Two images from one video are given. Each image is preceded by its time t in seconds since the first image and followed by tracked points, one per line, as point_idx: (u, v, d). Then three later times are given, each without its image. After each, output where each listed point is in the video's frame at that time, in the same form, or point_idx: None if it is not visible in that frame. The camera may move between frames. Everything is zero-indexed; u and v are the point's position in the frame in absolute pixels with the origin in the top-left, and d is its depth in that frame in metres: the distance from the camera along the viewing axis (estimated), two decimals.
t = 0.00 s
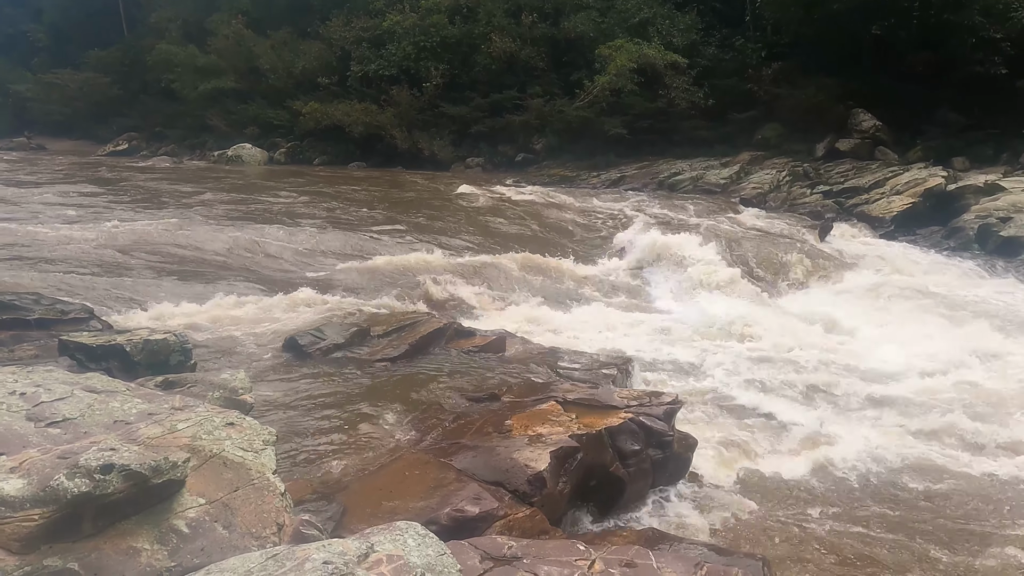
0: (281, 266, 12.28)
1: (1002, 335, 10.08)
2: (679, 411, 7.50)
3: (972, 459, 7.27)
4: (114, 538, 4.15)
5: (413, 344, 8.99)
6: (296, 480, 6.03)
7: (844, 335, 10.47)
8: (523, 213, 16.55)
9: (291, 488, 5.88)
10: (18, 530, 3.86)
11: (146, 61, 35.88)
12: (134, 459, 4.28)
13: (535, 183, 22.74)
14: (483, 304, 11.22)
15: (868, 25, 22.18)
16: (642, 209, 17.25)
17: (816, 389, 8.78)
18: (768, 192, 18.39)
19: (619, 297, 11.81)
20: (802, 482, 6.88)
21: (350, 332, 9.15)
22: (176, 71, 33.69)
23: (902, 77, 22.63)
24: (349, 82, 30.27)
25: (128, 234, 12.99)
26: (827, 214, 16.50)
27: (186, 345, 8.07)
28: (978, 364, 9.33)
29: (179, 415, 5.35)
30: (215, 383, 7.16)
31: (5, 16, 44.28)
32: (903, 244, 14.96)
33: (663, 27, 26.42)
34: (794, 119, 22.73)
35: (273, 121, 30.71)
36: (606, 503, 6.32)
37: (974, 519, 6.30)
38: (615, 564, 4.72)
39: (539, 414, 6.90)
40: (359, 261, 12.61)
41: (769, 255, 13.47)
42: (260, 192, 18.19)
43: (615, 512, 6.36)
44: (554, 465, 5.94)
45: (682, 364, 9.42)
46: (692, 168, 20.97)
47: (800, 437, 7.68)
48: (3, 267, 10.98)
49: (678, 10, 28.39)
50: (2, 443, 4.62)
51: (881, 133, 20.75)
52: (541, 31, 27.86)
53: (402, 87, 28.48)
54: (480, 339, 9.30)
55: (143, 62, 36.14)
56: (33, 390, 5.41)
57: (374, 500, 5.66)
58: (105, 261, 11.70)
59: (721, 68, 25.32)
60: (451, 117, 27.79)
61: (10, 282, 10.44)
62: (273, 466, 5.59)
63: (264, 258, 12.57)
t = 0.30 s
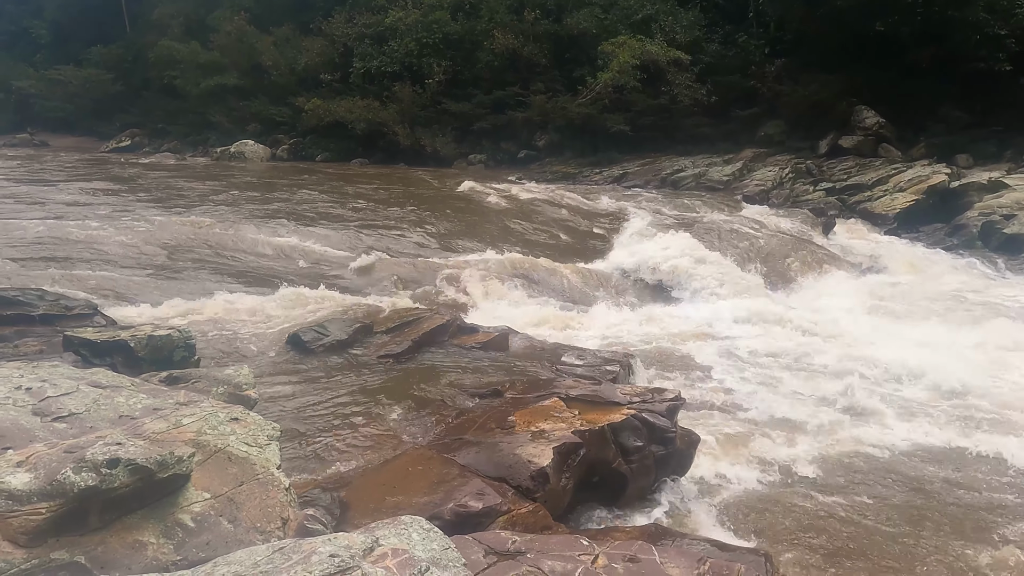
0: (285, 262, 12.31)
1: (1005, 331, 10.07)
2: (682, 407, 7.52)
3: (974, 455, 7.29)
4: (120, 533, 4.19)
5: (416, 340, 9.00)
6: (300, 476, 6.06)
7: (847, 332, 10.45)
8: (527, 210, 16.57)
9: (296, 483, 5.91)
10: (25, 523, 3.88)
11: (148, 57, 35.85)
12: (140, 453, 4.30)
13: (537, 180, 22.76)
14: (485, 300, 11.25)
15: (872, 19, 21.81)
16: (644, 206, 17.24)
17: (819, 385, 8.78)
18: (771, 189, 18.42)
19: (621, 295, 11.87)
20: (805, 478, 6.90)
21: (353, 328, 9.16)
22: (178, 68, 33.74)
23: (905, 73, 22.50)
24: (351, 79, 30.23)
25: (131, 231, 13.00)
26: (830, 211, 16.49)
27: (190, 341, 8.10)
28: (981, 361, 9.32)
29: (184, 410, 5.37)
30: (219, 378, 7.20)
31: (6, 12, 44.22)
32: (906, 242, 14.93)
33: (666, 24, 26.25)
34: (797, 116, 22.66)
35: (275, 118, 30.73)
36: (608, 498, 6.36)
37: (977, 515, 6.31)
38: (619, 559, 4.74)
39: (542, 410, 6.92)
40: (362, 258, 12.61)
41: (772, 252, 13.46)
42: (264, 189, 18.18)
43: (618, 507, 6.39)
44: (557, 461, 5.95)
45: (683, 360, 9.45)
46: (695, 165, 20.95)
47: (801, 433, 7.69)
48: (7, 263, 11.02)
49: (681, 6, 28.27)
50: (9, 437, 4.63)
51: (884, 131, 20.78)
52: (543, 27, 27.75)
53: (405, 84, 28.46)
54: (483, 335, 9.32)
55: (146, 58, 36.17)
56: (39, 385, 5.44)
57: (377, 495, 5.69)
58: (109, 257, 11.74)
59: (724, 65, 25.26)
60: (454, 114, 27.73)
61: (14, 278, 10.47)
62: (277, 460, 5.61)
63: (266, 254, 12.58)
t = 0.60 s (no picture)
0: (288, 258, 12.32)
1: (1009, 329, 10.02)
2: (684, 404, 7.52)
3: (976, 451, 7.28)
4: (126, 527, 4.22)
5: (419, 337, 9.02)
6: (305, 472, 6.08)
7: (850, 329, 10.43)
8: (529, 206, 16.57)
9: (299, 478, 5.93)
10: (32, 517, 3.90)
11: (150, 53, 35.83)
12: (145, 448, 4.33)
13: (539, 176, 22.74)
14: (488, 297, 11.25)
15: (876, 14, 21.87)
16: (647, 203, 17.22)
17: (823, 382, 8.77)
18: (774, 185, 18.42)
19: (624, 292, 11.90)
20: (808, 473, 6.91)
21: (356, 324, 9.17)
22: (181, 64, 33.76)
23: (907, 71, 22.42)
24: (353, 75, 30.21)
25: (133, 227, 13.01)
26: (832, 208, 16.47)
27: (193, 336, 8.12)
28: (984, 359, 9.27)
29: (188, 406, 5.39)
30: (222, 373, 7.22)
31: (7, 7, 44.11)
32: (909, 239, 14.89)
33: (669, 20, 26.12)
34: (800, 113, 22.59)
35: (278, 114, 30.75)
36: (610, 493, 6.37)
37: (981, 512, 6.32)
38: (621, 554, 4.75)
39: (544, 406, 6.93)
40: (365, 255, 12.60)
41: (774, 249, 13.46)
42: (266, 185, 18.20)
43: (620, 503, 6.41)
44: (560, 457, 5.97)
45: (686, 356, 9.45)
46: (697, 161, 20.93)
47: (803, 429, 7.70)
48: (11, 259, 11.05)
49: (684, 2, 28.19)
50: (15, 432, 4.66)
51: (887, 128, 20.78)
52: (546, 23, 27.66)
53: (407, 80, 28.44)
54: (486, 332, 9.32)
55: (148, 54, 36.18)
56: (44, 380, 5.46)
57: (380, 491, 5.71)
58: (113, 253, 11.77)
59: (726, 61, 25.20)
60: (456, 110, 27.69)
61: (18, 273, 10.50)
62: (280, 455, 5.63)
63: (267, 251, 12.59)
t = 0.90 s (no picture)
0: (288, 254, 12.32)
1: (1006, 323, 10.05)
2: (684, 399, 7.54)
3: (972, 445, 7.32)
4: (128, 522, 4.24)
5: (419, 332, 9.02)
6: (306, 467, 6.11)
7: (852, 323, 10.44)
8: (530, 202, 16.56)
9: (301, 473, 5.96)
10: (35, 513, 3.92)
11: (150, 49, 35.78)
12: (147, 444, 4.34)
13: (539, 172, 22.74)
14: (489, 292, 11.25)
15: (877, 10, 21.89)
16: (647, 198, 17.21)
17: (822, 377, 8.80)
18: (775, 180, 18.39)
19: (627, 286, 11.91)
20: (808, 467, 6.93)
21: (356, 320, 9.17)
22: (180, 59, 33.72)
23: (909, 65, 22.42)
24: (353, 70, 30.17)
25: (132, 223, 13.02)
26: (833, 203, 16.46)
27: (194, 332, 8.13)
28: (982, 353, 9.30)
29: (189, 402, 5.41)
30: (223, 369, 7.24)
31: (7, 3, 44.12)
32: (909, 234, 14.85)
33: (670, 14, 26.07)
34: (801, 108, 22.54)
35: (278, 109, 30.75)
36: (611, 489, 6.40)
37: (979, 506, 6.35)
38: (621, 549, 4.77)
39: (544, 402, 6.94)
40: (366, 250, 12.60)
41: (774, 244, 13.46)
42: (267, 181, 18.19)
43: (620, 498, 6.44)
44: (560, 452, 5.99)
45: (686, 352, 9.46)
46: (698, 156, 20.91)
47: (800, 423, 7.73)
48: (12, 256, 11.06)
49: None
50: (17, 428, 4.67)
51: (888, 123, 20.75)
52: (546, 18, 27.63)
53: (407, 75, 28.43)
54: (486, 327, 9.34)
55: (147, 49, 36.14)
56: (46, 376, 5.48)
57: (382, 486, 5.73)
58: (114, 249, 11.78)
59: (727, 56, 25.16)
60: (456, 105, 27.66)
61: (19, 270, 10.52)
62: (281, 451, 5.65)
63: (268, 246, 12.57)
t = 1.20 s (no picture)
0: (287, 251, 12.31)
1: (1003, 318, 10.10)
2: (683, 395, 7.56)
3: (969, 440, 7.36)
4: (129, 518, 4.25)
5: (419, 329, 9.03)
6: (305, 463, 6.12)
7: (853, 319, 10.43)
8: (530, 199, 16.56)
9: (301, 469, 5.98)
10: (36, 508, 3.92)
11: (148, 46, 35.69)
12: (147, 440, 4.35)
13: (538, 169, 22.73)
14: (487, 288, 11.26)
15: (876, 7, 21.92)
16: (647, 195, 17.21)
17: (824, 373, 8.80)
18: (773, 177, 18.39)
19: (626, 282, 11.93)
20: (807, 462, 6.96)
21: (356, 316, 9.17)
22: (177, 56, 33.65)
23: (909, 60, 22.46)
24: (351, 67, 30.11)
25: (129, 220, 12.99)
26: (831, 199, 16.48)
27: (193, 329, 8.16)
28: (978, 348, 9.34)
29: (189, 398, 5.41)
30: (223, 366, 7.24)
31: None
32: (908, 230, 14.90)
33: (668, 11, 26.10)
34: (800, 104, 22.49)
35: (276, 106, 30.71)
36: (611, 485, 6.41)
37: (977, 500, 6.39)
38: (621, 544, 4.79)
39: (543, 398, 6.96)
40: (365, 247, 12.59)
41: (773, 240, 13.47)
42: (265, 178, 18.18)
43: (619, 494, 6.45)
44: (560, 448, 6.01)
45: (685, 347, 9.48)
46: (697, 153, 20.91)
47: (797, 419, 7.74)
48: (11, 253, 11.05)
49: None
50: (17, 424, 4.66)
51: (887, 119, 20.77)
52: (545, 15, 27.64)
53: (406, 72, 28.41)
54: (485, 324, 9.34)
55: (145, 46, 36.05)
56: (45, 373, 5.48)
57: (381, 482, 5.74)
58: (113, 246, 11.77)
59: (726, 52, 25.15)
60: (455, 102, 27.63)
61: (17, 267, 10.51)
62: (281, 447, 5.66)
63: (267, 242, 12.56)
